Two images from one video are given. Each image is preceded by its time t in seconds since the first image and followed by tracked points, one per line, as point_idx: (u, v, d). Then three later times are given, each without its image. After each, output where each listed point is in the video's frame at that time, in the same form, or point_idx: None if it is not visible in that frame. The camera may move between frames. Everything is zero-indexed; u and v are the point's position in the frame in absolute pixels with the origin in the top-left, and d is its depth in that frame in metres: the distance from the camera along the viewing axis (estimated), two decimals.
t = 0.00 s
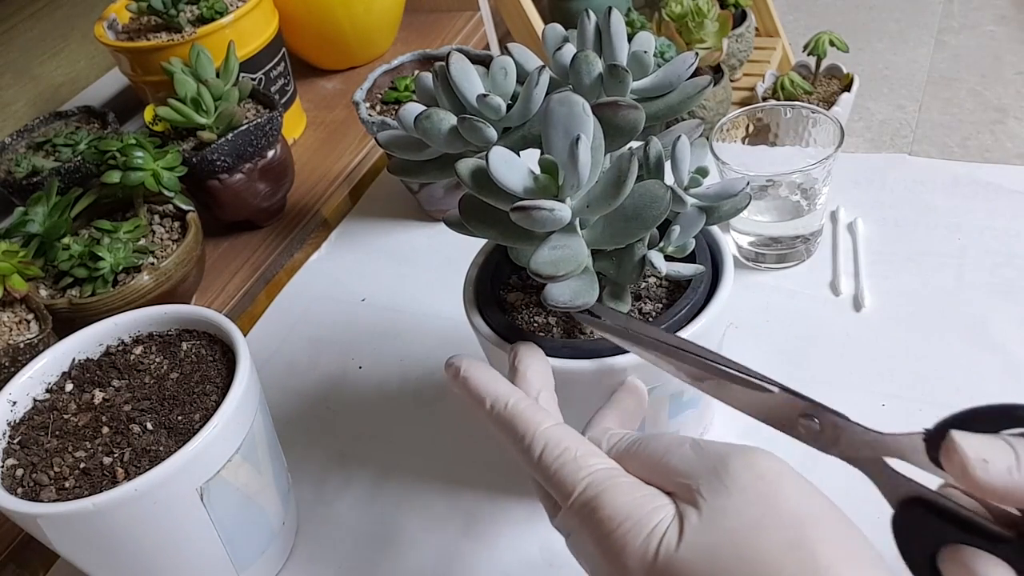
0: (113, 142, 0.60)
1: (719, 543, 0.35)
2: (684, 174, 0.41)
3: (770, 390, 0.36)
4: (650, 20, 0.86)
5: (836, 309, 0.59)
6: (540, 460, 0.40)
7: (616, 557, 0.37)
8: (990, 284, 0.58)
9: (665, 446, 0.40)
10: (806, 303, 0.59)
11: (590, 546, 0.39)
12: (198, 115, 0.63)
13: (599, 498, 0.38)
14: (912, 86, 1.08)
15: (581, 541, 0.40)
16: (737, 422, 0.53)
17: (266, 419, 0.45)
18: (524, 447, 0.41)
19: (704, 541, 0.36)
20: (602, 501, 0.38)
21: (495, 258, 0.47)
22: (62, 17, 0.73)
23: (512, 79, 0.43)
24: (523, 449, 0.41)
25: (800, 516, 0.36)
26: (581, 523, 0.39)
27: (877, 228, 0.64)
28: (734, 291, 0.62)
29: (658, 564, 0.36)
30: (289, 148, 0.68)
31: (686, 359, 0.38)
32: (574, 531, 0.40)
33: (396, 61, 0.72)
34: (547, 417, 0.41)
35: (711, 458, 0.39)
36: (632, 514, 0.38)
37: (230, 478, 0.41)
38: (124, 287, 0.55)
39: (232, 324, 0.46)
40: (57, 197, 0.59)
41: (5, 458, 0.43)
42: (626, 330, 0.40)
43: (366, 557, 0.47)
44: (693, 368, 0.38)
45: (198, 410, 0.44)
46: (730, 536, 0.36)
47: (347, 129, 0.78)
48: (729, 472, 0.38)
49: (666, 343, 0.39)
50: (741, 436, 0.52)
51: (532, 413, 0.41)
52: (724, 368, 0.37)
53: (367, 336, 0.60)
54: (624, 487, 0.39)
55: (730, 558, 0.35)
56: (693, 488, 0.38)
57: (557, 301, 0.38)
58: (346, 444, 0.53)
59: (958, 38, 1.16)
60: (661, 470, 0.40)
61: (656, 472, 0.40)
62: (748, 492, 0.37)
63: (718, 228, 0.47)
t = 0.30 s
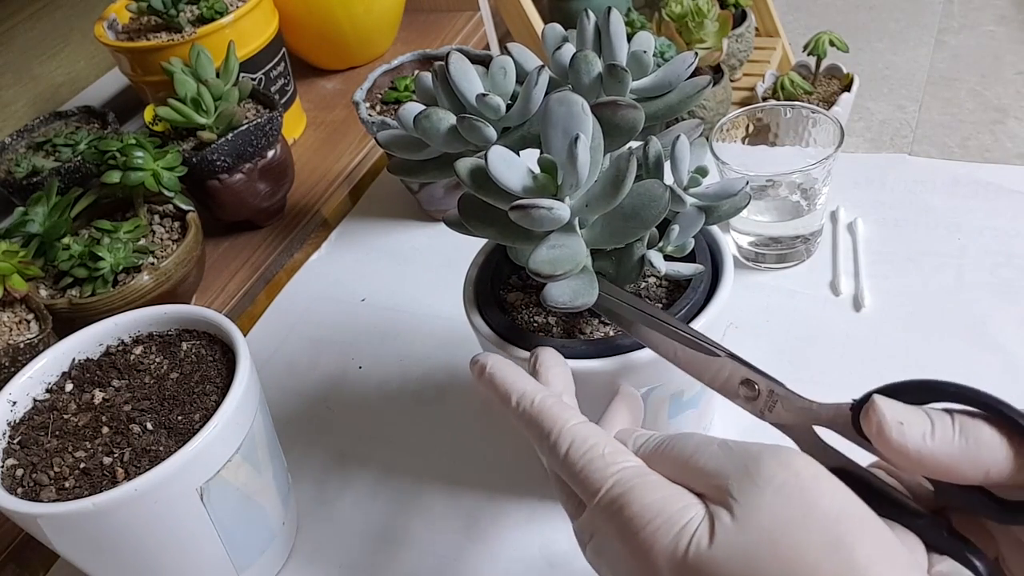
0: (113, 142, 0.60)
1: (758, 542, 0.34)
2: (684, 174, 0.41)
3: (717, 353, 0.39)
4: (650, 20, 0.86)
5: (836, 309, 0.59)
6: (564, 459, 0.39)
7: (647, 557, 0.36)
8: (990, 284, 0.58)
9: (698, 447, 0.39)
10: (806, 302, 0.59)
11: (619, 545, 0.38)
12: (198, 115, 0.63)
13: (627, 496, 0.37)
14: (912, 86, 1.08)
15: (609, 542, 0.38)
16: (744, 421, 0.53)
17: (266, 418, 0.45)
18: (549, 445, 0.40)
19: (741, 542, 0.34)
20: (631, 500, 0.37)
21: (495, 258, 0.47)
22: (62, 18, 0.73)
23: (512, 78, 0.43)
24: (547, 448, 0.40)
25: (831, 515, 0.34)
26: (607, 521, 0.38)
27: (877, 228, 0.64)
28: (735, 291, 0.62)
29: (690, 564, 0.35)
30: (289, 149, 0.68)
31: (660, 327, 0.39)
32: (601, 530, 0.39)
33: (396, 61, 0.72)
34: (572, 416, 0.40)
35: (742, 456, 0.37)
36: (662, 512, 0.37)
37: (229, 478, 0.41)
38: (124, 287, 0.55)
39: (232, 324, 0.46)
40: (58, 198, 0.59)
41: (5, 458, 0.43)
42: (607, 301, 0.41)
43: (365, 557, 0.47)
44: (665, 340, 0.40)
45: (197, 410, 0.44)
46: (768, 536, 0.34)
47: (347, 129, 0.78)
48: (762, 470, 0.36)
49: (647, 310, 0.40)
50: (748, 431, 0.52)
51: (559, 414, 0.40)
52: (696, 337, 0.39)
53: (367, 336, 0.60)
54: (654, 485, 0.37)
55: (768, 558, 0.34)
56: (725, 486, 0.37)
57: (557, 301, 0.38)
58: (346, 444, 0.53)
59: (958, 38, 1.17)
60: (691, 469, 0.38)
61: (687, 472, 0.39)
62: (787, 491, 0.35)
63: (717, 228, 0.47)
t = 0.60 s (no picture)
0: (114, 142, 0.60)
1: (746, 527, 0.36)
2: (684, 174, 0.41)
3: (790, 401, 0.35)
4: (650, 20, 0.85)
5: (836, 309, 0.59)
6: (560, 440, 0.40)
7: (632, 542, 0.38)
8: (990, 283, 0.58)
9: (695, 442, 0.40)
10: (806, 302, 0.59)
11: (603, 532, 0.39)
12: (198, 115, 0.63)
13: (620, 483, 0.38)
14: (912, 86, 1.08)
15: (595, 528, 0.40)
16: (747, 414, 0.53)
17: (266, 418, 0.45)
18: (546, 424, 0.40)
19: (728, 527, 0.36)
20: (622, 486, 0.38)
21: (495, 258, 0.47)
22: (62, 18, 0.73)
23: (512, 78, 0.43)
24: (544, 427, 0.40)
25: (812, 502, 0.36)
26: (595, 505, 0.39)
27: (877, 228, 0.64)
28: (735, 291, 0.62)
29: (677, 550, 0.37)
30: (289, 149, 0.68)
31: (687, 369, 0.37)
32: (587, 516, 0.40)
33: (396, 61, 0.72)
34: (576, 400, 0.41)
35: (730, 446, 0.39)
36: (651, 499, 0.38)
37: (230, 478, 0.41)
38: (124, 287, 0.55)
39: (232, 324, 0.46)
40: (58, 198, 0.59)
41: (5, 458, 0.43)
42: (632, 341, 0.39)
43: (364, 557, 0.47)
44: (696, 379, 0.37)
45: (197, 410, 0.44)
46: (755, 520, 0.36)
47: (347, 129, 0.78)
48: (750, 460, 0.38)
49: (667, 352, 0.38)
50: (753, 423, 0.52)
51: (563, 397, 0.41)
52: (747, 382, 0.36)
53: (367, 336, 0.60)
54: (646, 473, 0.39)
55: (754, 543, 0.35)
56: (714, 476, 0.38)
57: (558, 300, 0.39)
58: (346, 444, 0.53)
59: (958, 38, 1.17)
60: (680, 461, 0.40)
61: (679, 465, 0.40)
62: (773, 480, 0.37)
63: (717, 228, 0.47)
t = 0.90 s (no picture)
0: (114, 142, 0.60)
1: (782, 471, 0.36)
2: (684, 174, 0.41)
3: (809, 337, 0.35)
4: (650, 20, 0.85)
5: (836, 309, 0.59)
6: (587, 393, 0.39)
7: (666, 489, 0.37)
8: (990, 283, 0.58)
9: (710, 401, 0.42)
10: (806, 302, 0.59)
11: (627, 484, 0.39)
12: (198, 115, 0.63)
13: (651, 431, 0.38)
14: (912, 86, 1.08)
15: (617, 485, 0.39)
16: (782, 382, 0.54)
17: (266, 418, 0.45)
18: (573, 378, 0.39)
19: (768, 472, 0.36)
20: (655, 435, 0.38)
21: (495, 259, 0.47)
22: (62, 18, 0.73)
23: (512, 79, 0.43)
24: (568, 383, 0.39)
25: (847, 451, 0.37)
26: (624, 457, 0.39)
27: (878, 228, 0.64)
28: (735, 291, 0.62)
29: (712, 498, 0.37)
30: (289, 149, 0.68)
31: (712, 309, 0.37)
32: (612, 470, 0.39)
33: (396, 61, 0.72)
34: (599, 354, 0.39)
35: (763, 402, 0.40)
36: (684, 448, 0.38)
37: (229, 478, 0.41)
38: (124, 286, 0.55)
39: (232, 324, 0.46)
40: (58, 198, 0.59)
41: (5, 458, 0.43)
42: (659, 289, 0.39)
43: (364, 557, 0.47)
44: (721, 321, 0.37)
45: (197, 410, 0.44)
46: (790, 464, 0.36)
47: (347, 130, 0.78)
48: (784, 411, 0.39)
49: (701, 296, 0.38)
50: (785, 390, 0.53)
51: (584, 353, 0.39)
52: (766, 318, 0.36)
53: (367, 335, 0.60)
54: (678, 424, 0.39)
55: (791, 485, 0.36)
56: (749, 427, 0.39)
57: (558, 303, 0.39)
58: (345, 445, 0.53)
59: (958, 38, 1.17)
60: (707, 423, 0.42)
61: (705, 425, 0.43)
62: (806, 428, 0.38)
63: (718, 228, 0.48)
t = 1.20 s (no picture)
0: (114, 142, 0.60)
1: (820, 395, 0.32)
2: (685, 174, 0.42)
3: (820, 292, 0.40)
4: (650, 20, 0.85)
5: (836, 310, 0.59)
6: (551, 347, 0.34)
7: (688, 423, 0.33)
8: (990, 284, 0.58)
9: (726, 304, 0.35)
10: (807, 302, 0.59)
11: (637, 432, 0.34)
12: (198, 115, 0.63)
13: (656, 367, 0.33)
14: (912, 86, 1.08)
15: (620, 436, 0.34)
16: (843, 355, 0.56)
17: (266, 418, 0.45)
18: (531, 336, 0.35)
19: (792, 411, 0.32)
20: (660, 369, 0.33)
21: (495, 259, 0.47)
22: (62, 18, 0.73)
23: (512, 79, 0.43)
24: (529, 340, 0.35)
25: (865, 370, 0.32)
26: (632, 396, 0.34)
27: (878, 228, 0.64)
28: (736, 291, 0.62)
29: (740, 433, 0.32)
30: (289, 149, 0.68)
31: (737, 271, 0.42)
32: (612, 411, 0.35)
33: (396, 61, 0.71)
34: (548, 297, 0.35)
35: (801, 309, 0.34)
36: (703, 375, 0.33)
37: (230, 477, 0.41)
38: (124, 287, 0.55)
39: (232, 324, 0.46)
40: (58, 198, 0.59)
41: (5, 458, 0.43)
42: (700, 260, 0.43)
43: (363, 557, 0.47)
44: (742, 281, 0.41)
45: (198, 410, 0.44)
46: (827, 386, 0.32)
47: (347, 129, 0.78)
48: (821, 323, 0.34)
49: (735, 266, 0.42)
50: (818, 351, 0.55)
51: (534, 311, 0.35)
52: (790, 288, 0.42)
53: (368, 335, 0.60)
54: (677, 355, 0.34)
55: (833, 412, 0.32)
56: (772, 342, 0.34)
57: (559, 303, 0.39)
58: (346, 445, 0.53)
59: (957, 38, 1.17)
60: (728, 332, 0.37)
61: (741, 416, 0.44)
62: (841, 345, 0.33)
63: (718, 229, 0.48)
